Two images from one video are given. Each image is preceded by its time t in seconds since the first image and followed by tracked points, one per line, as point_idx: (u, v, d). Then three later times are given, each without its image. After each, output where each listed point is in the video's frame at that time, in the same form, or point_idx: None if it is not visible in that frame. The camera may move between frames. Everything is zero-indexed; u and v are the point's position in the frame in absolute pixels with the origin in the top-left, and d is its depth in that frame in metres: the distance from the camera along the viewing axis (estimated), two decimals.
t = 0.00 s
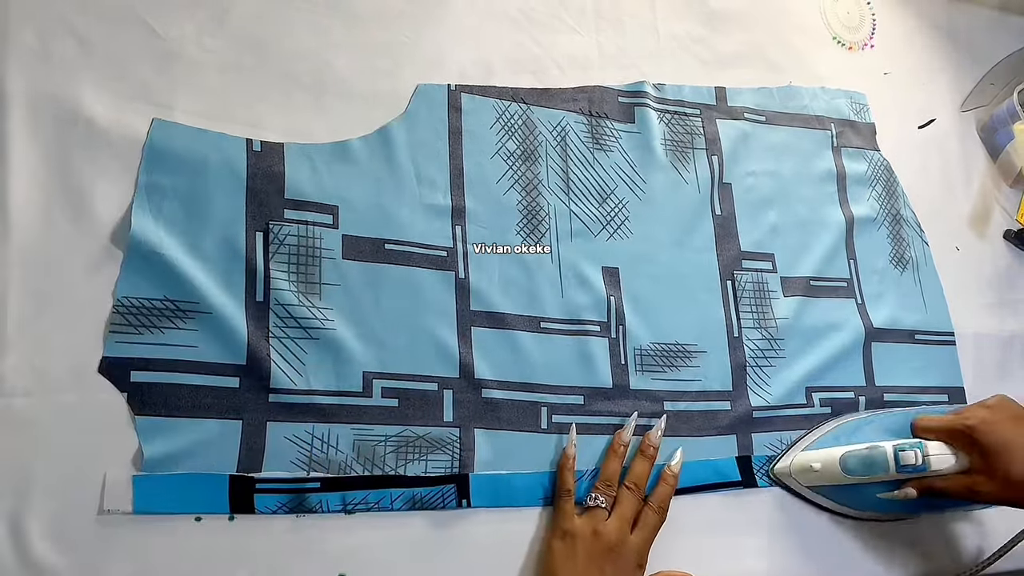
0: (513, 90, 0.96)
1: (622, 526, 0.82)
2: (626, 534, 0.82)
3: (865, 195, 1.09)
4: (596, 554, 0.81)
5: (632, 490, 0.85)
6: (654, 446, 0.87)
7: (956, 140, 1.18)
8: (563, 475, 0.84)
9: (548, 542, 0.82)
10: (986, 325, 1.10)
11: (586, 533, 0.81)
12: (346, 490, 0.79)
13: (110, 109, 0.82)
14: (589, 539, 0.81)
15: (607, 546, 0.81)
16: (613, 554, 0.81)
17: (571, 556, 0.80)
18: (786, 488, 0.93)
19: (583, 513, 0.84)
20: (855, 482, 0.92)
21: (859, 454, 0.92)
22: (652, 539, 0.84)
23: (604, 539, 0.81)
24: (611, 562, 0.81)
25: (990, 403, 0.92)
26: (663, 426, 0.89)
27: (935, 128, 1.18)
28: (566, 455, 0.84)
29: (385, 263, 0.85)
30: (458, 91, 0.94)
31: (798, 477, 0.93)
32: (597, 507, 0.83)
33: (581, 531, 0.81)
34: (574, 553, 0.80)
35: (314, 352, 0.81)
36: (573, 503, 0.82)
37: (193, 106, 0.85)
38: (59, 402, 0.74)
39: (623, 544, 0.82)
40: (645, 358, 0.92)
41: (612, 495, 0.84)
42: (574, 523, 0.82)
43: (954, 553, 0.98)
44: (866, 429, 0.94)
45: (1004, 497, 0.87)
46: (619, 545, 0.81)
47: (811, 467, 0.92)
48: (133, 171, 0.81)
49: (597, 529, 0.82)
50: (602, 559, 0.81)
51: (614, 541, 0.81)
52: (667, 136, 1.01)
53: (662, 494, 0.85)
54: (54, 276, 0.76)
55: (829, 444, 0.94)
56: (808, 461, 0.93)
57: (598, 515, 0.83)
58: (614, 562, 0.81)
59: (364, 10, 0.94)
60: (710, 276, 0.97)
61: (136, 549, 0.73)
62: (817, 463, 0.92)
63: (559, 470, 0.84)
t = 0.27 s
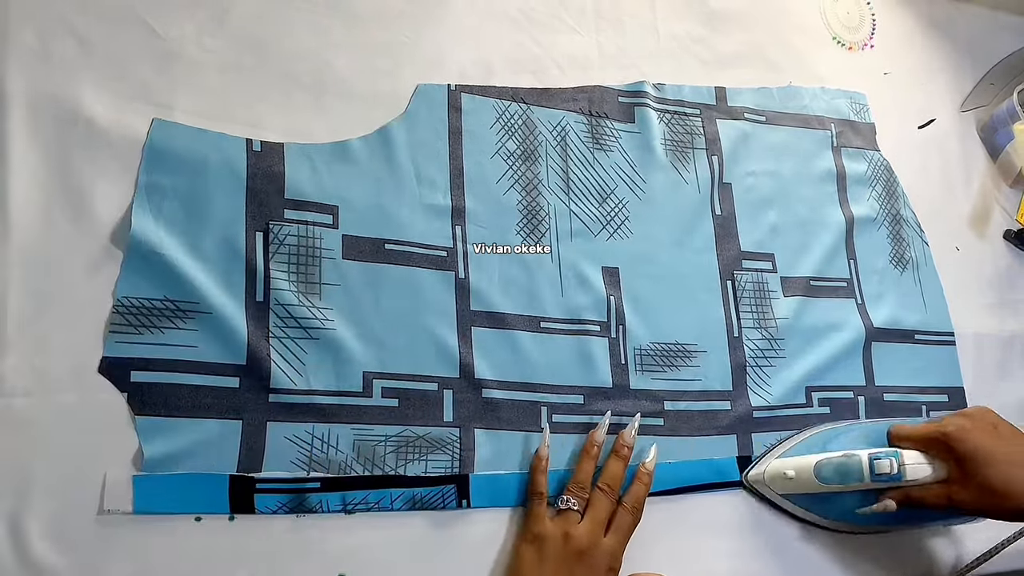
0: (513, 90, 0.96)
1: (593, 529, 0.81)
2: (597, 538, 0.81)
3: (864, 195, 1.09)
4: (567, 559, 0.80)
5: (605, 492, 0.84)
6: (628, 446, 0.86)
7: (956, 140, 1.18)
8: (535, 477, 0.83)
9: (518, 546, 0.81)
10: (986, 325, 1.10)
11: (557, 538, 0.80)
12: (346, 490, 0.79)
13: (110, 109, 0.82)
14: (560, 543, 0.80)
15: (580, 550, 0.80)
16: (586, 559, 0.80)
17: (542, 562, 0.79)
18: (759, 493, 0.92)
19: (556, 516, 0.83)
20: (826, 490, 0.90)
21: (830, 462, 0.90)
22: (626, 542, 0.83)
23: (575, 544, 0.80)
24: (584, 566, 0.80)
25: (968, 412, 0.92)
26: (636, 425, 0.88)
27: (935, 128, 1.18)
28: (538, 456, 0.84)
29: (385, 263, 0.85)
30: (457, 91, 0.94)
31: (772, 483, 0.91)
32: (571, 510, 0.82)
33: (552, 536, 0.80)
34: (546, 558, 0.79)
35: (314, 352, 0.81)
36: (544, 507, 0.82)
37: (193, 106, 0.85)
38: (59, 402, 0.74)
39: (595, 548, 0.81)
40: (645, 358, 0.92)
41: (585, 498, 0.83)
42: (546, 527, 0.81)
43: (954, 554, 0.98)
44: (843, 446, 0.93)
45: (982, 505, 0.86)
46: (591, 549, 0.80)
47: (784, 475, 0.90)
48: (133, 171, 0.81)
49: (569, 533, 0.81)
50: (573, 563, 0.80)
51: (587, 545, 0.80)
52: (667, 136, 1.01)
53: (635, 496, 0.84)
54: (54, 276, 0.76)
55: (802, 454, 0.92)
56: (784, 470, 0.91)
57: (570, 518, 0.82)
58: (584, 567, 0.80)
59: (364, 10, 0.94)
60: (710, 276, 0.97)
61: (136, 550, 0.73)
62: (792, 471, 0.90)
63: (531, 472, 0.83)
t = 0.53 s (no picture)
0: (513, 90, 0.96)
1: (588, 533, 0.80)
2: (593, 542, 0.79)
3: (864, 195, 1.09)
4: (561, 565, 0.78)
5: (599, 493, 0.81)
6: (623, 440, 0.84)
7: (956, 140, 1.18)
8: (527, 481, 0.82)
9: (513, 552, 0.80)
10: (986, 325, 1.10)
11: (550, 546, 0.79)
12: (346, 490, 0.79)
13: (109, 109, 0.82)
14: (553, 549, 0.79)
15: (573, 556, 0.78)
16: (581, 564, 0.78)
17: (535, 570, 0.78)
18: (922, 483, 0.94)
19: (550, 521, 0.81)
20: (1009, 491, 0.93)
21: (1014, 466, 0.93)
22: (625, 543, 0.81)
23: (570, 549, 0.79)
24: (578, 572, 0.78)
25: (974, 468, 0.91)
26: (628, 418, 0.87)
27: (935, 128, 1.18)
28: (529, 460, 0.82)
29: (385, 263, 0.85)
30: (458, 91, 0.94)
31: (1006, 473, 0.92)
32: (565, 513, 0.80)
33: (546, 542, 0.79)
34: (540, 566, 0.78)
35: (314, 353, 0.81)
36: (537, 512, 0.80)
37: (193, 106, 0.85)
38: (59, 402, 0.74)
39: (590, 552, 0.79)
40: (645, 358, 0.92)
41: (578, 499, 0.82)
42: (540, 532, 0.79)
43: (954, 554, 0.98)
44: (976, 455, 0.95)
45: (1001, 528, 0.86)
46: (586, 554, 0.79)
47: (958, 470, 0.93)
48: (133, 171, 0.81)
49: (563, 538, 0.79)
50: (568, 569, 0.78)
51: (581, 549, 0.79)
52: (667, 136, 1.01)
53: (631, 494, 0.82)
54: (54, 276, 0.76)
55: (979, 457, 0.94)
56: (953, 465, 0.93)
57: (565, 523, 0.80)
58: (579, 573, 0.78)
59: (365, 10, 0.94)
60: (710, 276, 0.97)
61: (136, 550, 0.73)
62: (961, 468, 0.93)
63: (524, 477, 0.82)
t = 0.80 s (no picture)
0: (513, 90, 0.96)
1: (585, 532, 0.79)
2: (590, 541, 0.79)
3: (865, 195, 1.09)
4: (560, 565, 0.79)
5: (594, 490, 0.81)
6: (611, 437, 0.84)
7: (956, 140, 1.18)
8: (525, 481, 0.81)
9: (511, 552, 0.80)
10: (987, 325, 1.10)
11: (548, 548, 0.79)
12: (346, 490, 0.79)
13: (110, 109, 0.82)
14: (551, 550, 0.79)
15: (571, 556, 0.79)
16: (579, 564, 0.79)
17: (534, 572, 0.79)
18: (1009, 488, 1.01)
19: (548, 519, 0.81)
20: None
21: None
22: (621, 540, 0.81)
23: (567, 549, 0.79)
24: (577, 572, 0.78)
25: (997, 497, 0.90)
26: (614, 413, 0.86)
27: (935, 129, 1.18)
28: (527, 460, 0.81)
29: (384, 263, 0.85)
30: (458, 91, 0.94)
31: None
32: (561, 512, 0.80)
33: (543, 544, 0.79)
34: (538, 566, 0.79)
35: (315, 353, 0.81)
36: (534, 512, 0.80)
37: (193, 106, 0.85)
38: (59, 402, 0.74)
39: (588, 551, 0.79)
40: (645, 358, 0.92)
41: (573, 497, 0.81)
42: (537, 532, 0.79)
43: (954, 554, 0.98)
44: None
45: None
46: (584, 553, 0.79)
47: None
48: (134, 171, 0.81)
49: (560, 537, 0.79)
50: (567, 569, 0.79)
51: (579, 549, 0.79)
52: (667, 136, 1.01)
53: (623, 490, 0.82)
54: (54, 277, 0.76)
55: None
56: None
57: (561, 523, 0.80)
58: (578, 572, 0.79)
59: (365, 10, 0.94)
60: (711, 276, 0.97)
61: (137, 550, 0.73)
62: None
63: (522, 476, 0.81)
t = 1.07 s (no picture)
0: (513, 90, 0.96)
1: (588, 536, 0.80)
2: (593, 545, 0.79)
3: (865, 195, 1.09)
4: (562, 569, 0.78)
5: (597, 495, 0.82)
6: (616, 444, 0.84)
7: (956, 140, 1.18)
8: (531, 484, 0.82)
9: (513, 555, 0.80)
10: (987, 325, 1.10)
11: (551, 551, 0.79)
12: (346, 490, 0.79)
13: (110, 109, 0.82)
14: (553, 552, 0.79)
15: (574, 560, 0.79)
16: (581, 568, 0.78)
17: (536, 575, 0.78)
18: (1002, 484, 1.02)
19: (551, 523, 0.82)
20: None
21: None
22: (624, 545, 0.81)
23: (570, 553, 0.79)
24: None
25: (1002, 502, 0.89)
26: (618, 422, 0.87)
27: (935, 129, 1.18)
28: (534, 463, 0.82)
29: (384, 263, 0.85)
30: (458, 91, 0.94)
31: None
32: (565, 516, 0.80)
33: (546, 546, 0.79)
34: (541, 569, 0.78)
35: (315, 353, 0.81)
36: (538, 514, 0.80)
37: (193, 107, 0.85)
38: (59, 402, 0.74)
39: (590, 555, 0.79)
40: (645, 358, 0.92)
41: (577, 501, 0.82)
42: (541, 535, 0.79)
43: (954, 554, 0.98)
44: None
45: None
46: (586, 557, 0.79)
47: None
48: (134, 171, 0.81)
49: (563, 541, 0.79)
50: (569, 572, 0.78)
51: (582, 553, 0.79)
52: (667, 137, 1.01)
53: (626, 496, 0.82)
54: (54, 276, 0.76)
55: None
56: None
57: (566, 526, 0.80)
58: None
59: (365, 10, 0.94)
60: (711, 276, 0.97)
61: (137, 549, 0.73)
62: None
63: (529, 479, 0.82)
